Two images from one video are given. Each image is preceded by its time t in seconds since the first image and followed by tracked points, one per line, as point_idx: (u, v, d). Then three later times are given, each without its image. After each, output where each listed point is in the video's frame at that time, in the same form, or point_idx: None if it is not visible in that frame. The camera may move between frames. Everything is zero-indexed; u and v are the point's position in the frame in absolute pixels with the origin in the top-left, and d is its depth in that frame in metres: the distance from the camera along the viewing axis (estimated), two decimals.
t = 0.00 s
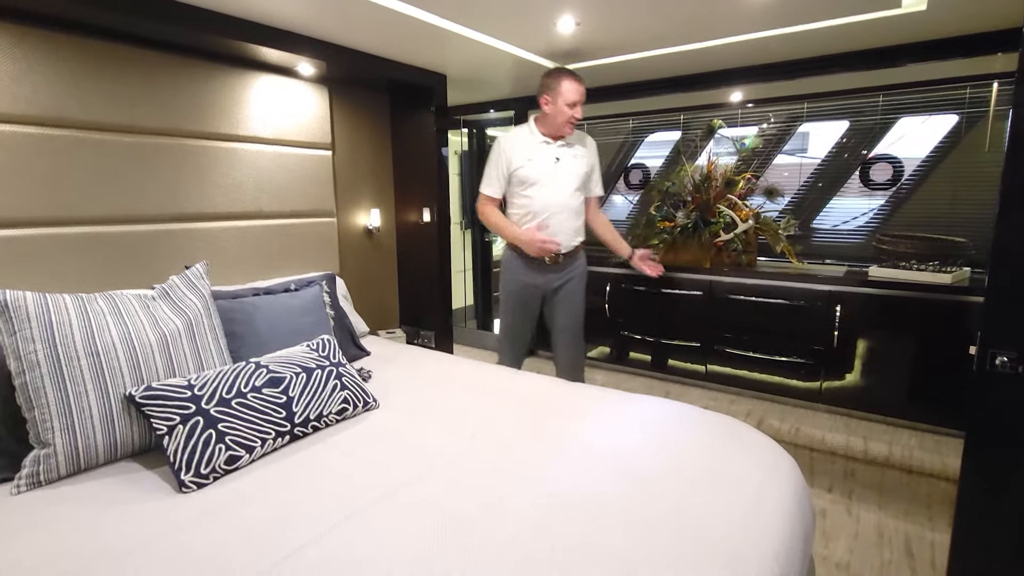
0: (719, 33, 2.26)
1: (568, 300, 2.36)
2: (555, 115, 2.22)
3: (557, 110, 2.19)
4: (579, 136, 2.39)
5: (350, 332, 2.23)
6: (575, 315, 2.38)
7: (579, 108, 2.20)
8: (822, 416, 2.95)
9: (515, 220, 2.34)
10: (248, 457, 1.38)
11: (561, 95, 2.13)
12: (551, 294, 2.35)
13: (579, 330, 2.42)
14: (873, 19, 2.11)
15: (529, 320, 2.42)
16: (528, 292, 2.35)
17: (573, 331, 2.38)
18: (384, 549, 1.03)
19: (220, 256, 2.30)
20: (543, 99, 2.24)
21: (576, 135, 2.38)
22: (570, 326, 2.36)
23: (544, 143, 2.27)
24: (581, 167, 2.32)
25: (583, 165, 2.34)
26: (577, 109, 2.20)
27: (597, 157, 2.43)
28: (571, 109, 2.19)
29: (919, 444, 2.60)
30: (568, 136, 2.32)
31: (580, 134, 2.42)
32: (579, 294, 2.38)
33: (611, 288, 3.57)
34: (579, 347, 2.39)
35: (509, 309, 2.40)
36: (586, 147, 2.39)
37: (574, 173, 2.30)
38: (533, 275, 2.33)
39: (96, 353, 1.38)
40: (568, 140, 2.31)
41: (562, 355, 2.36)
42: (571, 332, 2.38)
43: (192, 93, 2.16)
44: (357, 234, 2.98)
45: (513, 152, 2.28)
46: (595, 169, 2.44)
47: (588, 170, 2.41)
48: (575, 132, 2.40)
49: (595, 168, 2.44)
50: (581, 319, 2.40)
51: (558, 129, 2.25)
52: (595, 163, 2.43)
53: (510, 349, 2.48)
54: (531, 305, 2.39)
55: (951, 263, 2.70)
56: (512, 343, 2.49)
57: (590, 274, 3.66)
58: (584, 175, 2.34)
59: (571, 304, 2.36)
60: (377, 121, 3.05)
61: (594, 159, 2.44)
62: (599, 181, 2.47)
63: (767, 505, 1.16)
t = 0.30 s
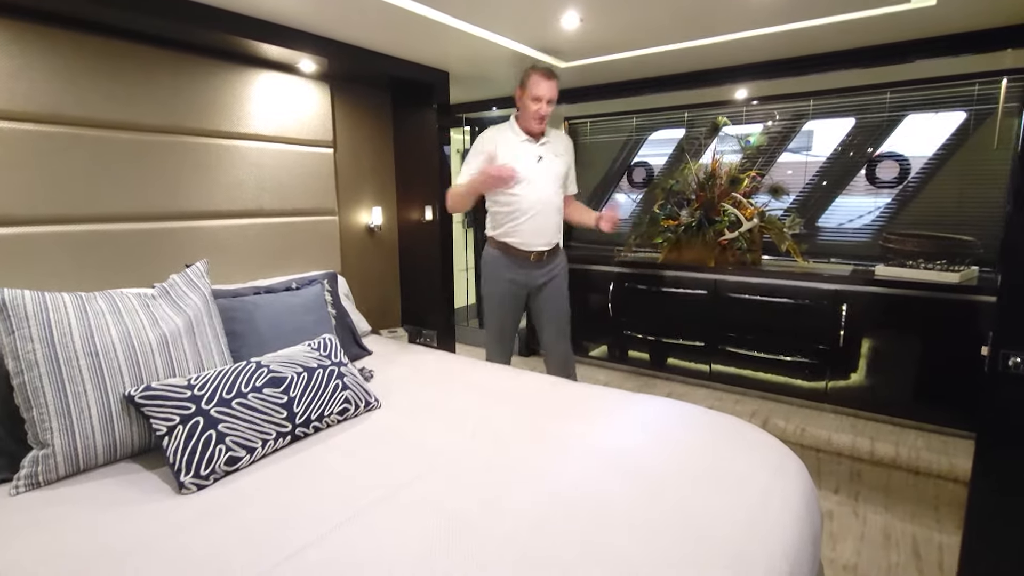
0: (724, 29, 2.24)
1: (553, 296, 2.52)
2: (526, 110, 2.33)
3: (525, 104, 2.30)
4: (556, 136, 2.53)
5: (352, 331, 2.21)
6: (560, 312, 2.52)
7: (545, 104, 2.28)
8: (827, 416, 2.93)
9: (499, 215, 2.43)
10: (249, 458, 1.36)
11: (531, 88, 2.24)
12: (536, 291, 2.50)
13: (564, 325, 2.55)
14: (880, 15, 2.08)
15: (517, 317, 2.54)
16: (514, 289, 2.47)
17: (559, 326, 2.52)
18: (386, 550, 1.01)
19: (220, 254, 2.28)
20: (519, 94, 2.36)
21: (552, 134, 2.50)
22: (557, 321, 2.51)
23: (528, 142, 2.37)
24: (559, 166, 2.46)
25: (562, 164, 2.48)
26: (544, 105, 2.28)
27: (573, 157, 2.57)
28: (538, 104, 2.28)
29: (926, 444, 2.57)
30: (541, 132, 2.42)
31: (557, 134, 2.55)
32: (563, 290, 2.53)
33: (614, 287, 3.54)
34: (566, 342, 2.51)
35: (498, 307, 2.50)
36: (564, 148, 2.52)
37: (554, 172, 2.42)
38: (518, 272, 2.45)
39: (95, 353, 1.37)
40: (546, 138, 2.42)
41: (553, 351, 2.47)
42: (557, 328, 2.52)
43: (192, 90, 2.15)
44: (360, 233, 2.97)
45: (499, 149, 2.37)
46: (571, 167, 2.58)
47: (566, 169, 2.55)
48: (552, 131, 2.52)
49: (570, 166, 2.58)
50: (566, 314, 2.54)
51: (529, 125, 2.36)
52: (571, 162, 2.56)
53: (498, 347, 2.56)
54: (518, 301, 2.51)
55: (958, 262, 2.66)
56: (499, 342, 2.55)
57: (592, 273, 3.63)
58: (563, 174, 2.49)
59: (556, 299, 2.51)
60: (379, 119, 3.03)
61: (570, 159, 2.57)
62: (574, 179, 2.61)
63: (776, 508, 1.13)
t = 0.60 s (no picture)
0: (731, 27, 2.21)
1: (547, 298, 2.51)
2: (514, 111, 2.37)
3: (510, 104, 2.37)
4: (546, 137, 2.54)
5: (354, 334, 2.18)
6: (555, 313, 2.52)
7: (529, 106, 2.32)
8: (833, 420, 2.89)
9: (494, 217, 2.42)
10: (250, 466, 1.34)
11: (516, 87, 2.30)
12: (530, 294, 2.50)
13: (561, 327, 2.53)
14: (890, 13, 2.05)
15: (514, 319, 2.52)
16: (507, 293, 2.47)
17: (555, 328, 2.51)
18: (390, 564, 0.98)
19: (221, 257, 2.26)
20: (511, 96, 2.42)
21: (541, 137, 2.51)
22: (552, 322, 2.50)
23: (519, 143, 2.39)
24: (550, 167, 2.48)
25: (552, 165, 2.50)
26: (528, 107, 2.32)
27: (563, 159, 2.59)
28: (523, 105, 2.33)
29: (935, 449, 2.53)
30: (530, 135, 2.43)
31: (547, 136, 2.58)
32: (558, 290, 2.54)
33: (617, 288, 3.51)
34: (564, 343, 2.52)
35: (495, 309, 2.47)
36: (554, 149, 2.54)
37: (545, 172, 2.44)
38: (515, 274, 2.43)
39: (93, 359, 1.34)
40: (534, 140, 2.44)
41: (553, 352, 2.48)
42: (554, 330, 2.51)
43: (193, 91, 2.12)
44: (362, 234, 2.95)
45: (493, 151, 2.36)
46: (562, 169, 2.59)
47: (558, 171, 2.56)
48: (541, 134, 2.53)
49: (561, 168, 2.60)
50: (562, 316, 2.53)
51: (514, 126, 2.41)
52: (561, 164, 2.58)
53: (497, 350, 2.53)
54: (513, 305, 2.51)
55: (968, 263, 2.63)
56: (495, 344, 2.51)
57: (595, 274, 3.60)
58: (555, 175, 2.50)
59: (550, 301, 2.51)
60: (381, 120, 3.01)
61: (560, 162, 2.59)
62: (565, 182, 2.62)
63: (790, 518, 1.10)
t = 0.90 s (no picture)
0: (736, 27, 2.20)
1: (547, 298, 2.49)
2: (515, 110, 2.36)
3: (514, 103, 2.33)
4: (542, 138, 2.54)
5: (357, 336, 2.17)
6: (555, 314, 2.51)
7: (536, 102, 2.33)
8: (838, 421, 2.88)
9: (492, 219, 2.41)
10: (254, 470, 1.33)
11: (519, 85, 2.30)
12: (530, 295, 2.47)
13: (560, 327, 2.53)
14: (895, 12, 2.04)
15: (514, 320, 2.51)
16: (508, 294, 2.45)
17: (555, 328, 2.51)
18: (394, 570, 0.97)
19: (222, 258, 2.25)
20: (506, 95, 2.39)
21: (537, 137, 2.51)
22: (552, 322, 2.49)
23: (516, 144, 2.39)
24: (547, 166, 2.47)
25: (550, 165, 2.49)
26: (535, 103, 2.33)
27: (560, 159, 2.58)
28: (525, 102, 2.32)
29: (941, 451, 2.52)
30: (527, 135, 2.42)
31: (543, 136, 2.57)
32: (558, 291, 2.52)
33: (620, 289, 3.50)
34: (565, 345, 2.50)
35: (496, 309, 2.46)
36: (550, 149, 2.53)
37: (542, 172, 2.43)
38: (515, 274, 2.42)
39: (95, 362, 1.33)
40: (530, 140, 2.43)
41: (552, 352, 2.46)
42: (553, 330, 2.51)
43: (194, 92, 2.11)
44: (364, 235, 2.93)
45: (488, 152, 2.35)
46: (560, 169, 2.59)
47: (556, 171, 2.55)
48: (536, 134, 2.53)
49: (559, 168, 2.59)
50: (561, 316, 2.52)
51: (518, 125, 2.37)
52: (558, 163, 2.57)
53: (497, 350, 2.52)
54: (513, 306, 2.49)
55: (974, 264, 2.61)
56: (496, 344, 2.50)
57: (597, 275, 3.59)
58: (552, 175, 2.49)
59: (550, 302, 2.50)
60: (383, 120, 3.00)
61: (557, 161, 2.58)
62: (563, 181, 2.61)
63: (800, 523, 1.09)
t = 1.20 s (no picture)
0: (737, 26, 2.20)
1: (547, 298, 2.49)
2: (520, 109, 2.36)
3: (524, 103, 2.32)
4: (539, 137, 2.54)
5: (358, 335, 2.17)
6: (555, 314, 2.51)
7: (543, 102, 2.35)
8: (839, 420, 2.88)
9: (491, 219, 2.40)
10: (257, 468, 1.32)
11: (528, 84, 2.30)
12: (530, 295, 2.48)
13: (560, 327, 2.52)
14: (897, 11, 2.04)
15: (514, 320, 2.51)
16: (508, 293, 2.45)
17: (555, 328, 2.50)
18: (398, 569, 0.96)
19: (223, 257, 2.24)
20: (508, 95, 2.34)
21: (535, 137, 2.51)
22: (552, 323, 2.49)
23: (515, 143, 2.38)
24: (545, 166, 2.47)
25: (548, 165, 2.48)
26: (541, 103, 2.35)
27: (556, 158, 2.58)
28: (532, 101, 2.33)
29: (942, 449, 2.52)
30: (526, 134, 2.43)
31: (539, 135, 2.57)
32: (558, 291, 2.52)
33: (620, 288, 3.50)
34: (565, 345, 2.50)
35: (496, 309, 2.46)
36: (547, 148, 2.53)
37: (541, 172, 2.42)
38: (515, 274, 2.42)
39: (97, 360, 1.33)
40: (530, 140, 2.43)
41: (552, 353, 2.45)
42: (554, 331, 2.50)
43: (195, 91, 2.11)
44: (364, 234, 2.93)
45: (487, 152, 2.34)
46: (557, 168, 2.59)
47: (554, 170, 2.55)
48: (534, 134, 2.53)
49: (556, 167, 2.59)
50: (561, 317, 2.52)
51: (524, 125, 2.38)
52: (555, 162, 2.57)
53: (497, 350, 2.51)
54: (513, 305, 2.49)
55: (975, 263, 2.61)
56: (496, 344, 2.50)
57: (598, 274, 3.59)
58: (550, 174, 2.49)
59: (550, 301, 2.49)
60: (384, 119, 3.00)
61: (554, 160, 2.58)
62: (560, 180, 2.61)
63: (804, 520, 1.09)
